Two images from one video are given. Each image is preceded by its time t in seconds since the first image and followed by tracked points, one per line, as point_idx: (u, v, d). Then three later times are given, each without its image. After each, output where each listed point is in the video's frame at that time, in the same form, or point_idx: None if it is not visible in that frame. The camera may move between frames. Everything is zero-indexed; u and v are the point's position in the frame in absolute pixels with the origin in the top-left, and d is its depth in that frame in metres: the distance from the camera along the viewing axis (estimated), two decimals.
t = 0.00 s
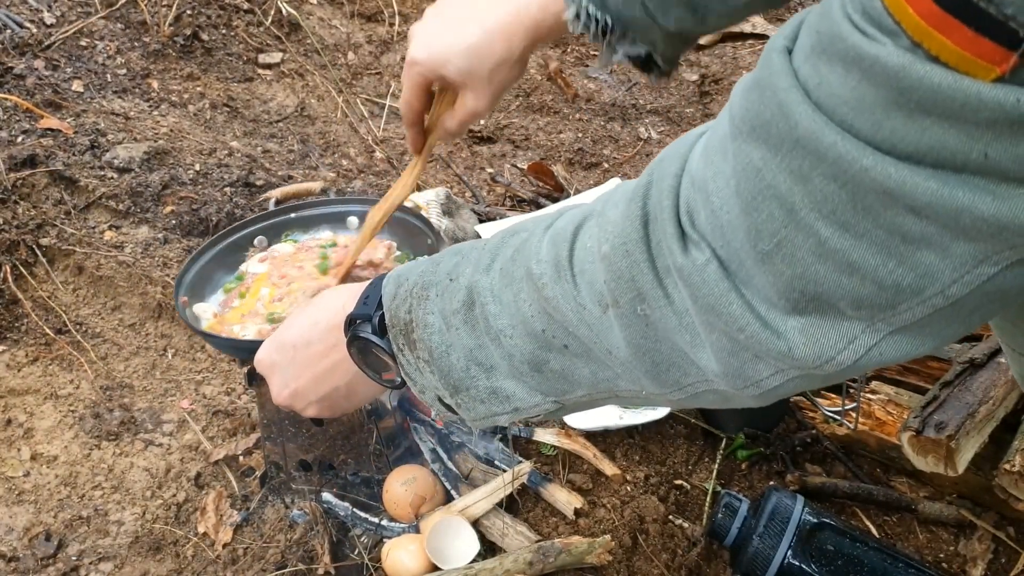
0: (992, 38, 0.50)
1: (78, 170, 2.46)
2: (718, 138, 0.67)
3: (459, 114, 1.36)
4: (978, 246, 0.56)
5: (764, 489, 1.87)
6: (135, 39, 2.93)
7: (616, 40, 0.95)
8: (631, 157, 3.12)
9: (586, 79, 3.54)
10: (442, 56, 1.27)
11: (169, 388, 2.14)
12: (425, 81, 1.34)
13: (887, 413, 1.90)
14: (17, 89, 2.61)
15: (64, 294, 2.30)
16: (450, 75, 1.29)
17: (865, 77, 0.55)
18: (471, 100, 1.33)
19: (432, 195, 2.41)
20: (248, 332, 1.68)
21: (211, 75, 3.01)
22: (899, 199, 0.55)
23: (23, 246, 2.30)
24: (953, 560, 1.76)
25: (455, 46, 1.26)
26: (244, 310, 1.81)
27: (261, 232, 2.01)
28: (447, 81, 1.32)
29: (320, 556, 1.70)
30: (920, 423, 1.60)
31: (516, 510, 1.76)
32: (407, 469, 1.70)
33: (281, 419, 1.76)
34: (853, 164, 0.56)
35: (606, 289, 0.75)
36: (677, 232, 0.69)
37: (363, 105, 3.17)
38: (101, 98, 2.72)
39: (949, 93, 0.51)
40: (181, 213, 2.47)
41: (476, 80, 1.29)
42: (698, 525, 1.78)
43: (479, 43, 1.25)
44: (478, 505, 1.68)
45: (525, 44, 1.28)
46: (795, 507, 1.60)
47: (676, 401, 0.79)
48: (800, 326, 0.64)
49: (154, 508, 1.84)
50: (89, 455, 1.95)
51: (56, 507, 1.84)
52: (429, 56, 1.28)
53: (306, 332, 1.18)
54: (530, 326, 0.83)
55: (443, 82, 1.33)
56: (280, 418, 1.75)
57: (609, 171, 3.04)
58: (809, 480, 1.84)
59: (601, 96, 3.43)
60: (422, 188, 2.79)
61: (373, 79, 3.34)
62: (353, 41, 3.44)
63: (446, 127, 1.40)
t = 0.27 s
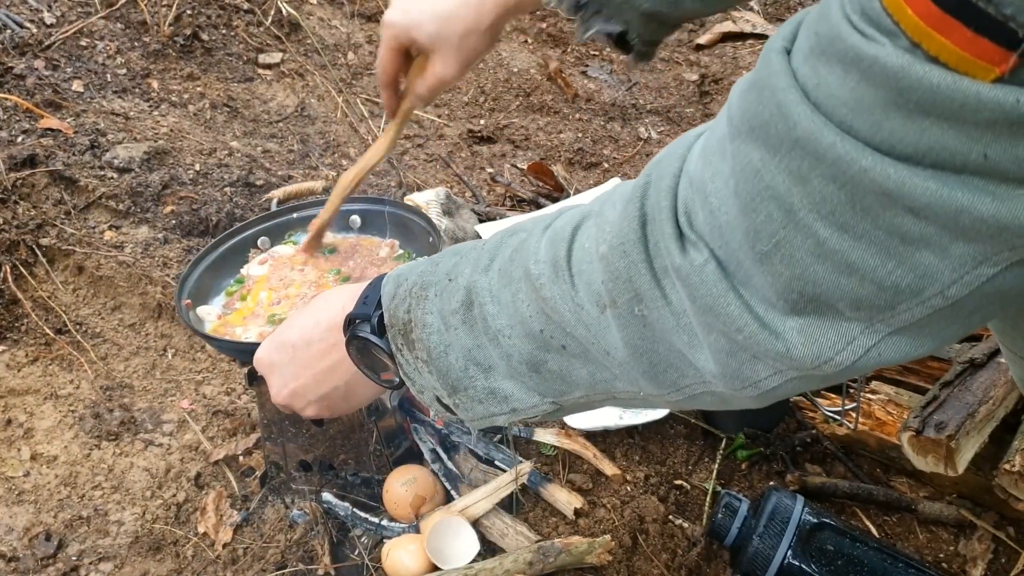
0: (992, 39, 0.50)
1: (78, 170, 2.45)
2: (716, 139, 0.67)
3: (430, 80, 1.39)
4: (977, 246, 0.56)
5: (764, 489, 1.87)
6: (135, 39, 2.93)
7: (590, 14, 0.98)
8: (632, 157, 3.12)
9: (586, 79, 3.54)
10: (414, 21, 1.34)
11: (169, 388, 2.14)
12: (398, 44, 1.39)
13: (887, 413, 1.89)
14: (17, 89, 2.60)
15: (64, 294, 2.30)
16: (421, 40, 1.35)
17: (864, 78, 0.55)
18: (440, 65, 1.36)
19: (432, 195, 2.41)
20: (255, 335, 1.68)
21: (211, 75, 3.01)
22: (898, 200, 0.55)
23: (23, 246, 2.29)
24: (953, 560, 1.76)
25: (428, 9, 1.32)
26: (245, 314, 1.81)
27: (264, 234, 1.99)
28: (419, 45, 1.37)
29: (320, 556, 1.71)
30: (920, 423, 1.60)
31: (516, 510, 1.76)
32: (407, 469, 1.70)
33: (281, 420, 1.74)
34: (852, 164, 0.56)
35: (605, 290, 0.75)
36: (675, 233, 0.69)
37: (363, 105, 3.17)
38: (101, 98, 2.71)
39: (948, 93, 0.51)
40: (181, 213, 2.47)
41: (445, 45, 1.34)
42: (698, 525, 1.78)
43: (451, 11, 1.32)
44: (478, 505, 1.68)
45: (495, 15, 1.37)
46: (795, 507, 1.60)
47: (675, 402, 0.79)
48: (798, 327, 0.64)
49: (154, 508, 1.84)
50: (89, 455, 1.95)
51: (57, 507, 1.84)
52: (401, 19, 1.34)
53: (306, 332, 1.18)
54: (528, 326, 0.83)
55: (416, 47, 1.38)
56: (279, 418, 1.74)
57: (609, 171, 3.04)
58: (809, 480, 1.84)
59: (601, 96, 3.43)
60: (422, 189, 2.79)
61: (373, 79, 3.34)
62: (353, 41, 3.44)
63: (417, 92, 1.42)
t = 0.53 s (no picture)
0: (991, 45, 0.49)
1: (78, 170, 2.44)
2: (714, 146, 0.67)
3: (434, 111, 1.30)
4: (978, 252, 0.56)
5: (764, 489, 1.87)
6: (135, 39, 2.93)
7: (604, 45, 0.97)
8: (631, 156, 3.12)
9: (585, 79, 3.54)
10: (419, 52, 1.28)
11: (169, 388, 2.14)
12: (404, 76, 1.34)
13: (887, 413, 1.88)
14: (17, 89, 2.59)
15: (65, 294, 2.31)
16: (425, 71, 1.29)
17: (862, 85, 0.54)
18: (446, 95, 1.28)
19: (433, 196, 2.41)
20: (254, 335, 1.68)
21: (211, 75, 3.01)
22: (898, 207, 0.55)
23: (23, 246, 2.29)
24: (953, 559, 1.76)
25: (433, 44, 1.27)
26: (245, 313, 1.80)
27: (265, 234, 1.99)
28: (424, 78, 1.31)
29: (320, 556, 1.71)
30: (920, 423, 1.60)
31: (516, 510, 1.76)
32: (406, 469, 1.70)
33: (281, 420, 1.73)
34: (851, 171, 0.56)
35: (603, 296, 0.74)
36: (674, 239, 0.69)
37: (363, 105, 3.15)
38: (101, 98, 2.71)
39: (948, 100, 0.51)
40: (181, 213, 2.47)
41: (450, 73, 1.26)
42: (698, 525, 1.77)
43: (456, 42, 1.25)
44: (478, 505, 1.68)
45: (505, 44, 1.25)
46: (795, 507, 1.60)
47: (674, 408, 0.79)
48: (797, 334, 0.64)
49: (154, 508, 1.84)
50: (89, 455, 1.95)
51: (57, 507, 1.84)
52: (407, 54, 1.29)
53: (305, 334, 1.18)
54: (527, 332, 0.83)
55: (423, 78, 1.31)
56: (279, 418, 1.73)
57: (609, 171, 3.04)
58: (809, 480, 1.84)
59: (601, 96, 3.44)
60: (422, 188, 2.79)
61: (374, 79, 3.32)
62: (353, 41, 3.44)
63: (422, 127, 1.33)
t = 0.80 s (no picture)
0: (997, 36, 0.50)
1: (78, 170, 2.44)
2: (718, 142, 0.67)
3: (394, 149, 1.31)
4: (985, 244, 0.56)
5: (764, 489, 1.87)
6: (135, 39, 2.93)
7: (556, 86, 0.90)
8: (632, 157, 3.12)
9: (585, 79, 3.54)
10: (379, 90, 1.27)
11: (169, 389, 2.14)
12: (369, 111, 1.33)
13: (887, 413, 1.88)
14: (17, 89, 2.59)
15: (65, 294, 2.31)
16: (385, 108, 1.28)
17: (868, 78, 0.55)
18: (404, 135, 1.28)
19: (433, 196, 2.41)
20: (254, 334, 1.68)
21: (211, 75, 3.01)
22: (906, 199, 0.55)
23: (23, 246, 2.29)
24: (953, 560, 1.76)
25: (393, 84, 1.26)
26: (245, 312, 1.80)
27: (266, 233, 1.99)
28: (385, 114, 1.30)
29: (320, 556, 1.71)
30: (920, 423, 1.60)
31: (516, 510, 1.76)
32: (406, 469, 1.70)
33: (282, 420, 1.73)
34: (858, 164, 0.56)
35: (608, 294, 0.75)
36: (679, 236, 0.69)
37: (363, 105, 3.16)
38: (101, 98, 2.71)
39: (954, 92, 0.51)
40: (181, 213, 2.47)
41: (407, 114, 1.25)
42: (698, 525, 1.77)
43: (414, 84, 1.23)
44: (478, 505, 1.68)
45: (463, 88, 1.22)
46: (795, 507, 1.60)
47: (679, 405, 0.79)
48: (804, 329, 0.64)
49: (154, 508, 1.84)
50: (89, 455, 1.95)
51: (57, 507, 1.84)
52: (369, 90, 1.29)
53: (306, 333, 1.18)
54: (532, 329, 0.83)
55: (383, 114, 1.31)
56: (279, 418, 1.73)
57: (609, 171, 3.04)
58: (809, 480, 1.84)
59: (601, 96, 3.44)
60: (422, 188, 2.78)
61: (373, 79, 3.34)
62: (353, 41, 3.45)
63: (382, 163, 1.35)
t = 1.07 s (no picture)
0: (986, 33, 0.50)
1: (78, 170, 2.44)
2: (712, 143, 0.67)
3: (369, 120, 1.34)
4: (978, 241, 0.56)
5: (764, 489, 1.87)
6: (135, 39, 2.92)
7: (534, 56, 1.01)
8: (632, 157, 3.12)
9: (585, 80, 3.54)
10: (357, 57, 1.32)
11: (169, 389, 2.14)
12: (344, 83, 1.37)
13: (887, 413, 1.88)
14: (17, 89, 2.58)
15: (65, 294, 2.30)
16: (363, 77, 1.33)
17: (860, 76, 0.55)
18: (378, 103, 1.32)
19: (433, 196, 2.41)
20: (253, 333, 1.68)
21: (211, 75, 3.01)
22: (898, 196, 0.55)
23: (23, 246, 2.29)
24: (953, 560, 1.76)
25: (370, 48, 1.30)
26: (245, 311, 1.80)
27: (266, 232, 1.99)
28: (362, 84, 1.34)
29: (320, 556, 1.71)
30: (920, 423, 1.60)
31: (516, 510, 1.76)
32: (407, 469, 1.71)
33: (281, 420, 1.73)
34: (851, 162, 0.56)
35: (604, 294, 0.75)
36: (674, 235, 0.69)
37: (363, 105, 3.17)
38: (101, 98, 2.70)
39: (945, 88, 0.51)
40: (181, 213, 2.47)
41: (383, 83, 1.31)
42: (698, 525, 1.77)
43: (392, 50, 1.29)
44: (478, 505, 1.68)
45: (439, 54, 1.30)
46: (795, 507, 1.60)
47: (676, 406, 0.79)
48: (799, 327, 0.64)
49: (154, 508, 1.84)
50: (89, 455, 1.95)
51: (57, 507, 1.84)
52: (347, 57, 1.32)
53: (305, 333, 1.18)
54: (529, 330, 0.83)
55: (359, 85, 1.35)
56: (279, 418, 1.73)
57: (609, 171, 3.04)
58: (809, 480, 1.84)
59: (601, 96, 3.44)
60: (422, 189, 2.78)
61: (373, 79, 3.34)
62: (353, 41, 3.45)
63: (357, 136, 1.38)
